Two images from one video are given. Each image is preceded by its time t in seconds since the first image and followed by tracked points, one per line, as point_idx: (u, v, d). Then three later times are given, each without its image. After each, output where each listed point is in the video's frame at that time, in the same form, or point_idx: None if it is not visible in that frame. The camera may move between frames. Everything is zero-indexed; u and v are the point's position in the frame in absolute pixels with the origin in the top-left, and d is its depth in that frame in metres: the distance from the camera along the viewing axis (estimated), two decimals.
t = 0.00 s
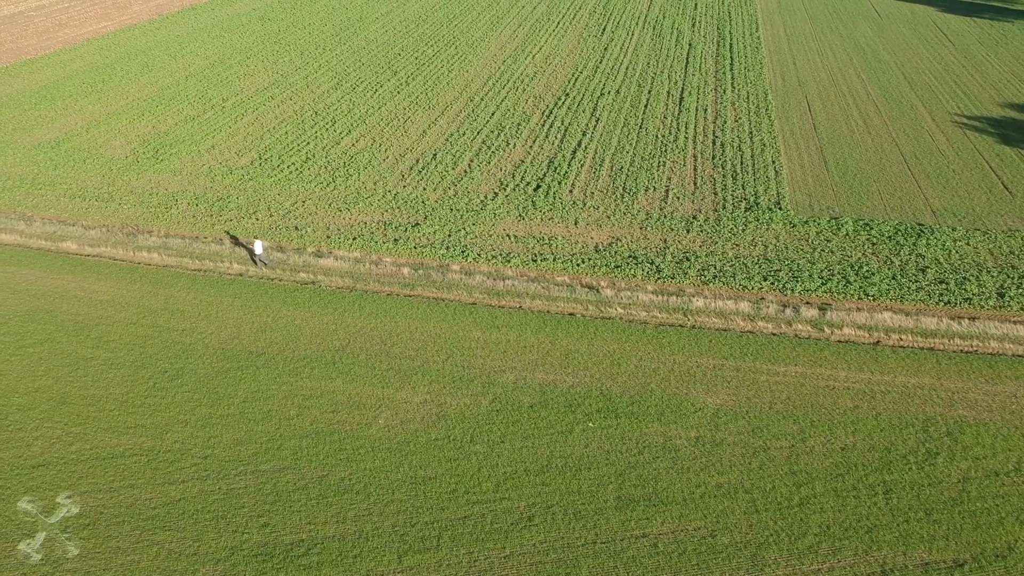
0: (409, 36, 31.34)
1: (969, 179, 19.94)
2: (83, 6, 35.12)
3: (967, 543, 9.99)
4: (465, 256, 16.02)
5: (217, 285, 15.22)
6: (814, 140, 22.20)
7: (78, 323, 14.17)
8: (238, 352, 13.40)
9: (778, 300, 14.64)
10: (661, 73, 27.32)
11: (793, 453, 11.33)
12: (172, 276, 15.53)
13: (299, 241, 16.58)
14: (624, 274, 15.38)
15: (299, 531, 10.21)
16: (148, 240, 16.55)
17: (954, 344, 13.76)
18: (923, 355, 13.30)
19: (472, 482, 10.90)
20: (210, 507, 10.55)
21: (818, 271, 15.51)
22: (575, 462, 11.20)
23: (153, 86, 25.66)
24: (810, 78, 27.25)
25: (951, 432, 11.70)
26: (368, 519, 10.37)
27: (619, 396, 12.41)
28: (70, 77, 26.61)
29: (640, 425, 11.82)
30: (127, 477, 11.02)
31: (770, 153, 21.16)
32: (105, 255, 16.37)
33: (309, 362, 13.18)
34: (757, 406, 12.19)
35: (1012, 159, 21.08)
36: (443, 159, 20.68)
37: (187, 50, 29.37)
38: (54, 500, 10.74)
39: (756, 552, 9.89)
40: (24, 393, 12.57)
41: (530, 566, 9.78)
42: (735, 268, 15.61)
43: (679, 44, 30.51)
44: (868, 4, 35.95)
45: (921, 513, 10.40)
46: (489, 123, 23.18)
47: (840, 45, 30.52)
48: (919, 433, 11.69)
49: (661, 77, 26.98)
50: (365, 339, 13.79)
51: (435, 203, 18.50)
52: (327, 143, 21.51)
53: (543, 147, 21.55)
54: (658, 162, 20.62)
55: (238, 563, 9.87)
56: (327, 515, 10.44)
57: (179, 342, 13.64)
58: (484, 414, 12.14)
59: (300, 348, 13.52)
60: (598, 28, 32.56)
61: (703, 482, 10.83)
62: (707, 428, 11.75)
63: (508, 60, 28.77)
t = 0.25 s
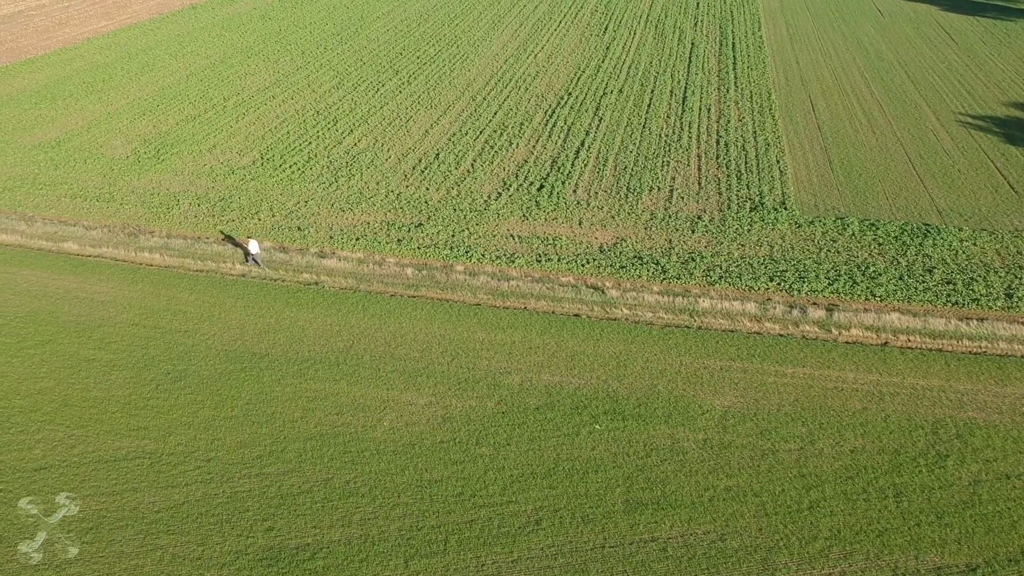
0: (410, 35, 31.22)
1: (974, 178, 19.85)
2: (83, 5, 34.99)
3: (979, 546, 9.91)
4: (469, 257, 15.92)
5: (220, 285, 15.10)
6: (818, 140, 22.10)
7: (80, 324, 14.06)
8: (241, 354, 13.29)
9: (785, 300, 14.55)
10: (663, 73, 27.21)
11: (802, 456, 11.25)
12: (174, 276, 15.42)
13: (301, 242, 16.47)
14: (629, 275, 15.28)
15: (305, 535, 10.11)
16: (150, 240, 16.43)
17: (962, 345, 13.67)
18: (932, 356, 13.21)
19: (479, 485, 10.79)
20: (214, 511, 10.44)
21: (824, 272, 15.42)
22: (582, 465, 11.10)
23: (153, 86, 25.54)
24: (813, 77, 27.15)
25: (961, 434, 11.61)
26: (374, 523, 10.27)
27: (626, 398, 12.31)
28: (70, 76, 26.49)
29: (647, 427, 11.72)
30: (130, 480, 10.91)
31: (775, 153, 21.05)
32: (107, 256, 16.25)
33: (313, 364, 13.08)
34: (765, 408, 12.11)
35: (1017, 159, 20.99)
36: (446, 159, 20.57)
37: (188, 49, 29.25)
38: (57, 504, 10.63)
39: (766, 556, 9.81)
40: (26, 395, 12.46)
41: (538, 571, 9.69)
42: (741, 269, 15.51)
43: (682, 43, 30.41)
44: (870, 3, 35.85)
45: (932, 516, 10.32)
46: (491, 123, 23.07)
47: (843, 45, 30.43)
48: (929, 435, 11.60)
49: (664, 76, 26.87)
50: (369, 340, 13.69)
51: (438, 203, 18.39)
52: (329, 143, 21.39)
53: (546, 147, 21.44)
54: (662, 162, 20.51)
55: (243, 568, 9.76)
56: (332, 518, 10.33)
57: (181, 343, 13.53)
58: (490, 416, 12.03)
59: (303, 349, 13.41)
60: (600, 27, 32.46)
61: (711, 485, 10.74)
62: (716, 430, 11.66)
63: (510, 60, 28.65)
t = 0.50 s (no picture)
0: (412, 34, 31.10)
1: (980, 178, 19.76)
2: (83, 4, 34.87)
3: (991, 550, 9.83)
4: (473, 257, 15.83)
5: (222, 286, 14.99)
6: (822, 139, 22.00)
7: (82, 325, 13.95)
8: (244, 355, 13.19)
9: (791, 301, 14.46)
10: (666, 72, 27.11)
11: (810, 459, 11.18)
12: (176, 277, 15.31)
13: (304, 242, 16.37)
14: (634, 275, 15.19)
15: (309, 539, 10.02)
16: (151, 240, 16.32)
17: (971, 346, 13.58)
18: (940, 358, 13.13)
19: (485, 488, 10.70)
20: (218, 514, 10.35)
21: (830, 272, 15.34)
22: (589, 467, 11.01)
23: (154, 85, 25.43)
24: (816, 76, 27.05)
25: (970, 436, 11.53)
26: (379, 526, 10.19)
27: (632, 399, 12.22)
28: (71, 75, 26.37)
29: (654, 429, 11.63)
30: (133, 483, 10.81)
31: (779, 152, 20.95)
32: (108, 256, 16.14)
33: (316, 365, 12.98)
34: (772, 410, 12.03)
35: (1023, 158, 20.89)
36: (449, 159, 20.46)
37: (188, 48, 29.13)
38: (60, 507, 10.52)
39: (776, 560, 9.73)
40: (27, 397, 12.35)
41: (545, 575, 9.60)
42: (746, 269, 15.42)
43: (684, 41, 30.30)
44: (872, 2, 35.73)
45: (942, 519, 10.24)
46: (494, 122, 22.96)
47: (846, 44, 30.32)
48: (938, 437, 11.52)
49: (666, 75, 26.76)
50: (373, 341, 13.59)
51: (441, 203, 18.28)
52: (331, 142, 21.28)
53: (549, 146, 21.35)
54: (665, 161, 20.42)
55: (247, 572, 9.67)
56: (337, 522, 10.25)
57: (184, 344, 13.43)
58: (495, 417, 11.94)
59: (307, 350, 13.31)
60: (602, 26, 32.35)
61: (719, 488, 10.67)
62: (723, 433, 11.58)
63: (512, 59, 28.53)
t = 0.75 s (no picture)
0: (414, 34, 30.97)
1: (986, 179, 19.67)
2: (84, 4, 34.75)
3: (1005, 556, 9.73)
4: (478, 259, 15.72)
5: (225, 288, 14.87)
6: (827, 139, 21.90)
7: (85, 327, 13.83)
8: (248, 357, 13.08)
9: (799, 303, 14.35)
10: (669, 72, 26.99)
11: (821, 463, 11.08)
12: (179, 279, 15.18)
13: (308, 243, 16.26)
14: (641, 277, 15.08)
15: (316, 544, 9.90)
16: (153, 241, 16.20)
17: (981, 348, 13.47)
18: (950, 360, 13.03)
19: (493, 492, 10.59)
20: (223, 519, 10.23)
21: (838, 274, 15.24)
22: (597, 472, 10.90)
23: (155, 85, 25.30)
24: (820, 76, 26.94)
25: (982, 440, 11.44)
26: (386, 531, 10.07)
27: (640, 402, 12.10)
28: (71, 75, 26.25)
29: (663, 433, 11.52)
30: (137, 487, 10.69)
31: (784, 152, 20.85)
32: (110, 257, 16.02)
33: (321, 368, 12.87)
34: (782, 414, 11.93)
35: None
36: (452, 159, 20.35)
37: (190, 48, 29.00)
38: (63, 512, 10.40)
39: (788, 566, 9.63)
40: (29, 400, 12.23)
41: None
42: (753, 271, 15.31)
43: (687, 41, 30.20)
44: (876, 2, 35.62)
45: (956, 524, 10.14)
46: (497, 123, 22.83)
47: (850, 44, 30.21)
48: (950, 441, 11.43)
49: (670, 75, 26.65)
50: (378, 344, 13.47)
51: (445, 204, 18.17)
52: (334, 142, 21.17)
53: (553, 147, 21.23)
54: (670, 162, 20.30)
55: None
56: (344, 527, 10.14)
57: (187, 347, 13.31)
58: (503, 421, 11.82)
59: (311, 353, 13.20)
60: (605, 26, 32.23)
61: (730, 493, 10.58)
62: (733, 437, 11.49)
63: (515, 59, 28.40)
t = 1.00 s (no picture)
0: (416, 33, 30.84)
1: (993, 179, 19.58)
2: (85, 3, 34.64)
3: (1019, 560, 9.65)
4: (483, 259, 15.62)
5: (229, 289, 14.76)
6: (832, 139, 21.80)
7: (87, 328, 13.74)
8: (253, 359, 12.98)
9: (807, 304, 14.27)
10: (673, 71, 26.88)
11: (831, 466, 11.00)
12: (182, 279, 15.08)
13: (311, 244, 16.16)
14: (647, 278, 14.98)
15: (323, 549, 9.81)
16: (156, 242, 16.10)
17: (990, 350, 13.38)
18: (960, 362, 12.95)
19: (501, 496, 10.49)
20: (229, 523, 10.14)
21: (845, 275, 15.15)
22: (606, 475, 10.80)
23: (157, 85, 25.19)
24: (824, 75, 26.84)
25: (994, 443, 11.36)
26: (394, 535, 9.98)
27: (648, 404, 12.00)
28: (73, 74, 26.14)
29: (672, 436, 11.43)
30: (141, 491, 10.59)
31: (789, 152, 20.74)
32: (112, 258, 15.92)
33: (327, 370, 12.77)
34: (791, 417, 11.84)
35: None
36: (456, 159, 20.24)
37: (191, 48, 28.89)
38: (67, 516, 10.29)
39: (800, 570, 9.53)
40: (32, 403, 12.13)
41: None
42: (761, 271, 15.21)
43: (690, 41, 30.08)
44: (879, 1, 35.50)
45: (969, 529, 10.05)
46: (501, 122, 22.72)
47: (854, 43, 30.10)
48: (961, 444, 11.35)
49: (673, 75, 26.54)
50: (383, 345, 13.37)
51: (449, 204, 18.06)
52: (337, 142, 21.06)
53: (557, 146, 21.12)
54: (675, 161, 20.19)
55: None
56: (351, 531, 10.05)
57: (191, 349, 13.20)
58: (510, 423, 11.72)
59: (317, 354, 13.10)
60: (607, 26, 32.11)
61: (740, 496, 10.49)
62: (742, 439, 11.40)
63: (518, 58, 28.28)
